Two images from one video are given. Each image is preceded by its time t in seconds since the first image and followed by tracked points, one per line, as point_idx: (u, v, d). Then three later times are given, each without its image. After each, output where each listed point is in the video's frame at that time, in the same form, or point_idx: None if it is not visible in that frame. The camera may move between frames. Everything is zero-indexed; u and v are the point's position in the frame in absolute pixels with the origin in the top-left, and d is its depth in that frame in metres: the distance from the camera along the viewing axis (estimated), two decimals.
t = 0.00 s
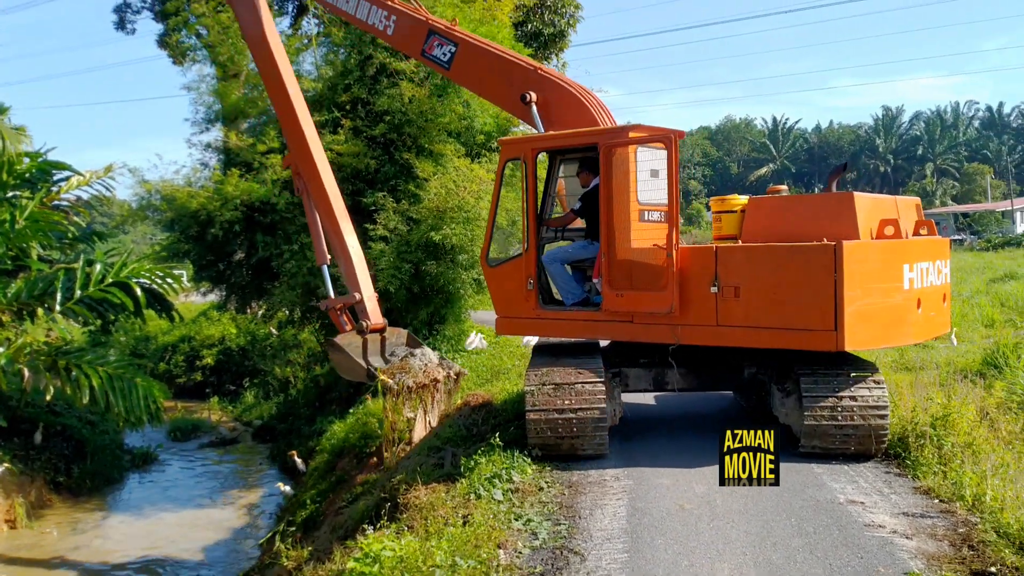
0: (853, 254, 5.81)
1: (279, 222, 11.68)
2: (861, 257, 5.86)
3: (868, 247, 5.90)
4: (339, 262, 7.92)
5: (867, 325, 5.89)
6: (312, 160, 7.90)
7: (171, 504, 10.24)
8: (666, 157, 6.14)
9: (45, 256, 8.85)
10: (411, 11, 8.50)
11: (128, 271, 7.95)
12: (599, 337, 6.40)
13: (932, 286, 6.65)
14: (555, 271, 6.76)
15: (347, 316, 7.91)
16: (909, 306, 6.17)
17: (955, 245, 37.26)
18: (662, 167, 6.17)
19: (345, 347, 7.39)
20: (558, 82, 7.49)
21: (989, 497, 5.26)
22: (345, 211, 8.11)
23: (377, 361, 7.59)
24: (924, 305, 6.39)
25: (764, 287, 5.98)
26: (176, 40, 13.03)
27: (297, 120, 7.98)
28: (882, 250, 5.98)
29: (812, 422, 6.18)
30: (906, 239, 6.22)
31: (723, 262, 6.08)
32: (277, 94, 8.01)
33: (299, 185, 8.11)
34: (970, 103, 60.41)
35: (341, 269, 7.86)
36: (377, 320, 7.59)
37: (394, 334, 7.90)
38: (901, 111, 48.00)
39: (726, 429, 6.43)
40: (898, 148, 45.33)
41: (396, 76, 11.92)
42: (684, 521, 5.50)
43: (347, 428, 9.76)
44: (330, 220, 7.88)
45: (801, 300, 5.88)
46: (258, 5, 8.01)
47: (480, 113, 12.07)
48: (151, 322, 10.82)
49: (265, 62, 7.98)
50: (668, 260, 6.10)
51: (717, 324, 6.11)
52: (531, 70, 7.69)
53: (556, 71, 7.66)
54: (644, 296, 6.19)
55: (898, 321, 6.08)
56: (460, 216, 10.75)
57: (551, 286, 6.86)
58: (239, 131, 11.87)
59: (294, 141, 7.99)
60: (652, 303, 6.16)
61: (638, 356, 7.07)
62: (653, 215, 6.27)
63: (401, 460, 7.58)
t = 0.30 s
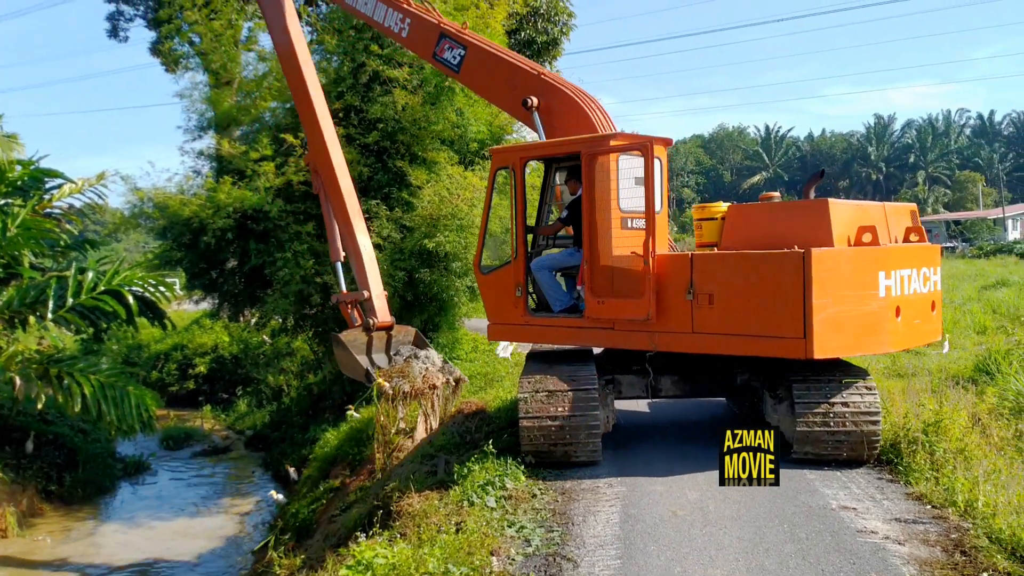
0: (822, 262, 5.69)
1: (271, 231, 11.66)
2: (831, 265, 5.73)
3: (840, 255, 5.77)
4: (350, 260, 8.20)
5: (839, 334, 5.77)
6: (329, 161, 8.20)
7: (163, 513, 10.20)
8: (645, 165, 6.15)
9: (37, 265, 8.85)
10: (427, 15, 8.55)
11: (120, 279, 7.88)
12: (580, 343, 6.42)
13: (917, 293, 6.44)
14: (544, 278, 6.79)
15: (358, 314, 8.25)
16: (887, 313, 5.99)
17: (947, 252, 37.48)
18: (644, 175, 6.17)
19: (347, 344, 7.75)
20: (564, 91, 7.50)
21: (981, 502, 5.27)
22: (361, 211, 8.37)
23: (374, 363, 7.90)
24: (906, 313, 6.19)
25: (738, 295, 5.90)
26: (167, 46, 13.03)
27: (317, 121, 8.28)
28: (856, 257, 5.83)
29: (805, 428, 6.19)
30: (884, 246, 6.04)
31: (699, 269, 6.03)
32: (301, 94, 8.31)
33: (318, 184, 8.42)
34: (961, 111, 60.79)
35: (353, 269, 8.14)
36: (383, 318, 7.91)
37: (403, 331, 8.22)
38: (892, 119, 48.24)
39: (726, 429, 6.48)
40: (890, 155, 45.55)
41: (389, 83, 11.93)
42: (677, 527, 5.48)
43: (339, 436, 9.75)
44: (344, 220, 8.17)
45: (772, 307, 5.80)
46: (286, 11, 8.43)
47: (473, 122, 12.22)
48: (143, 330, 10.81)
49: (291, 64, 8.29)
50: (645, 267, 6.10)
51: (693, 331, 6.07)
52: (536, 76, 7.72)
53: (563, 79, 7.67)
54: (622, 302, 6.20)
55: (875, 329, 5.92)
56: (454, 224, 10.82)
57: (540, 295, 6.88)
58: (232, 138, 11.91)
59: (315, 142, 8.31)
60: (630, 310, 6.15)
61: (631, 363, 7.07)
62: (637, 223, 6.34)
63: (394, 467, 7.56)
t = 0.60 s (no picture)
0: (793, 268, 5.60)
1: (266, 236, 11.65)
2: (803, 270, 5.64)
3: (813, 260, 5.66)
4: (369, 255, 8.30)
5: (812, 339, 5.68)
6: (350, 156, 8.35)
7: (156, 519, 10.15)
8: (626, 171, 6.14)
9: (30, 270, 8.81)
10: (442, 15, 8.65)
11: (114, 284, 7.77)
12: (564, 347, 6.44)
13: (902, 299, 6.21)
14: (534, 282, 6.81)
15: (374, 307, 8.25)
16: (864, 319, 5.84)
17: (940, 257, 37.64)
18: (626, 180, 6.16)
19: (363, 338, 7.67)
20: (566, 93, 7.58)
21: (975, 506, 5.27)
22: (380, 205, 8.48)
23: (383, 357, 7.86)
24: (886, 318, 5.99)
25: (713, 300, 5.85)
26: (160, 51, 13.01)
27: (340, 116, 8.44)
28: (829, 262, 5.70)
29: (798, 432, 6.21)
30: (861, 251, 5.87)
31: (677, 274, 6.00)
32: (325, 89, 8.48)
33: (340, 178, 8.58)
34: (954, 116, 61.01)
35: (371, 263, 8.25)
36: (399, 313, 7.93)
37: (418, 324, 8.24)
38: (886, 124, 48.38)
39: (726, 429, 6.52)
40: (884, 160, 45.67)
41: (384, 88, 11.91)
42: (672, 532, 5.48)
43: (334, 441, 9.74)
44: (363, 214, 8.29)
45: (745, 312, 5.74)
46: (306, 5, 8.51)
47: (468, 127, 12.21)
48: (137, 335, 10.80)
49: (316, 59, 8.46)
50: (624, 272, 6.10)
51: (671, 336, 6.05)
52: (540, 78, 7.81)
53: (567, 82, 7.74)
54: (605, 306, 6.21)
55: (851, 334, 5.79)
56: (449, 229, 10.89)
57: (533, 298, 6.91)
58: (225, 143, 11.93)
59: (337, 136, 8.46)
60: (610, 315, 6.17)
61: (625, 368, 7.07)
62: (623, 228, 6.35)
63: (388, 472, 7.55)
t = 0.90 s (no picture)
0: (756, 272, 5.52)
1: (259, 240, 11.65)
2: (767, 275, 5.55)
3: (778, 265, 5.56)
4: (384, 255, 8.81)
5: (779, 345, 5.59)
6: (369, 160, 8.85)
7: (149, 525, 10.10)
8: (605, 175, 6.15)
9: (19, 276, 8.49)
10: (457, 15, 8.88)
11: (107, 290, 7.73)
12: (548, 350, 6.49)
13: (881, 305, 6.02)
14: (525, 287, 6.85)
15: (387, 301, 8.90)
16: (836, 325, 5.69)
17: (932, 261, 37.83)
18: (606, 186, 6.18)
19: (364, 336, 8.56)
20: (570, 97, 7.76)
21: (966, 510, 5.30)
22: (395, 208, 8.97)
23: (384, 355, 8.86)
24: (862, 324, 5.81)
25: (684, 305, 5.80)
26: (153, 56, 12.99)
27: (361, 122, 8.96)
28: (795, 267, 5.59)
29: (791, 436, 6.23)
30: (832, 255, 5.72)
31: (652, 279, 5.98)
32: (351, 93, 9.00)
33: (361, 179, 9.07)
34: (945, 120, 61.32)
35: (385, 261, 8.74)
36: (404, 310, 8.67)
37: (425, 322, 9.15)
38: (878, 128, 48.56)
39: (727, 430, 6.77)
40: (877, 165, 45.83)
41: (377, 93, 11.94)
42: (665, 536, 5.48)
43: (327, 446, 9.73)
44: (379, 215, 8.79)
45: (711, 317, 5.68)
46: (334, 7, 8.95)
47: (461, 132, 12.23)
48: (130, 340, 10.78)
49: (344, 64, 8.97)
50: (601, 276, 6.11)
51: (646, 340, 6.03)
52: (546, 80, 7.96)
53: (570, 82, 7.93)
54: (583, 310, 6.23)
55: (821, 339, 5.65)
56: (443, 233, 10.96)
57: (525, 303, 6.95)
58: (219, 148, 11.90)
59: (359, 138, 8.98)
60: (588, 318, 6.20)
61: (618, 372, 7.09)
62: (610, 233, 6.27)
63: (382, 477, 7.55)
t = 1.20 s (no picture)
0: (715, 277, 5.51)
1: (251, 244, 11.62)
2: (727, 279, 5.54)
3: (737, 269, 5.55)
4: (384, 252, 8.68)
5: (741, 349, 5.57)
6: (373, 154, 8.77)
7: (141, 530, 10.07)
8: (580, 180, 6.17)
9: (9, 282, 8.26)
10: (473, 15, 8.99)
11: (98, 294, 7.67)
12: (530, 353, 6.52)
13: (856, 310, 5.91)
14: (515, 290, 6.89)
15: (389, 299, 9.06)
16: (801, 329, 5.64)
17: (924, 265, 37.97)
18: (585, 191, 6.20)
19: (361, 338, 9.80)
20: (569, 98, 7.78)
21: (956, 512, 5.32)
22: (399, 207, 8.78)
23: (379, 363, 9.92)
24: (830, 329, 5.74)
25: (651, 309, 5.80)
26: (145, 59, 12.96)
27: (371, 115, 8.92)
28: (756, 271, 5.58)
29: (783, 440, 6.24)
30: (796, 259, 5.67)
31: (623, 283, 5.99)
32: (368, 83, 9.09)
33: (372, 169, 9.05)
34: (937, 124, 61.59)
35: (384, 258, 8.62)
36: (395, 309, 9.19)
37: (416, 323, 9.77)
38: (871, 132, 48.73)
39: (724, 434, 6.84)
40: (868, 169, 45.98)
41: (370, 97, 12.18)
42: (657, 539, 5.48)
43: (319, 450, 9.71)
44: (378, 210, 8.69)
45: (674, 321, 5.68)
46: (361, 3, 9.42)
47: (454, 137, 12.27)
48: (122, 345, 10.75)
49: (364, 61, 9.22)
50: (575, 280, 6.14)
51: (618, 344, 6.03)
52: (551, 81, 7.99)
53: (573, 85, 7.96)
54: (559, 314, 6.27)
55: (786, 344, 5.61)
56: (435, 237, 11.01)
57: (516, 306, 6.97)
58: (211, 152, 11.84)
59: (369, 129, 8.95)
60: (563, 322, 6.23)
61: (610, 376, 7.11)
62: (594, 237, 6.28)
63: (374, 481, 7.54)
